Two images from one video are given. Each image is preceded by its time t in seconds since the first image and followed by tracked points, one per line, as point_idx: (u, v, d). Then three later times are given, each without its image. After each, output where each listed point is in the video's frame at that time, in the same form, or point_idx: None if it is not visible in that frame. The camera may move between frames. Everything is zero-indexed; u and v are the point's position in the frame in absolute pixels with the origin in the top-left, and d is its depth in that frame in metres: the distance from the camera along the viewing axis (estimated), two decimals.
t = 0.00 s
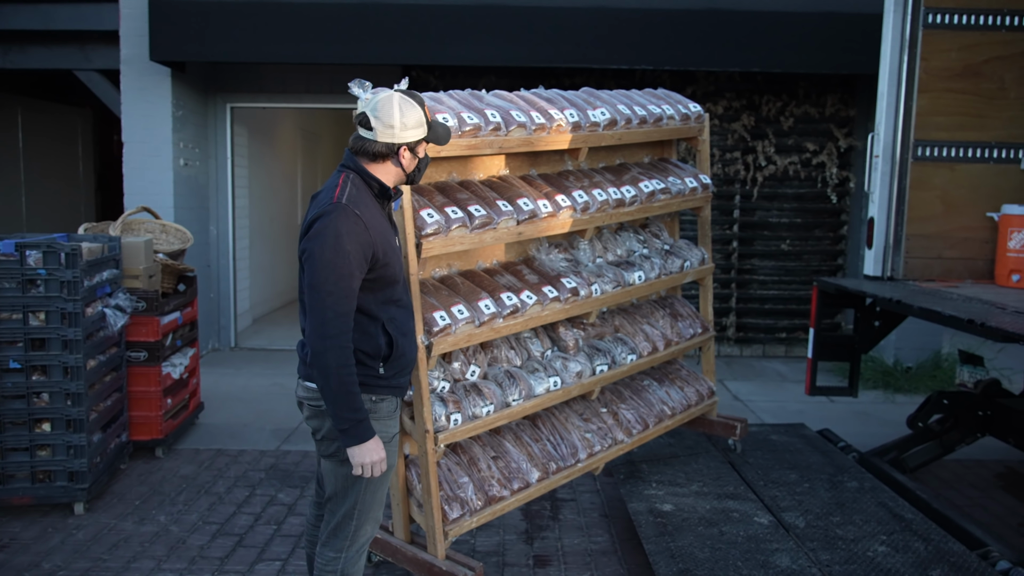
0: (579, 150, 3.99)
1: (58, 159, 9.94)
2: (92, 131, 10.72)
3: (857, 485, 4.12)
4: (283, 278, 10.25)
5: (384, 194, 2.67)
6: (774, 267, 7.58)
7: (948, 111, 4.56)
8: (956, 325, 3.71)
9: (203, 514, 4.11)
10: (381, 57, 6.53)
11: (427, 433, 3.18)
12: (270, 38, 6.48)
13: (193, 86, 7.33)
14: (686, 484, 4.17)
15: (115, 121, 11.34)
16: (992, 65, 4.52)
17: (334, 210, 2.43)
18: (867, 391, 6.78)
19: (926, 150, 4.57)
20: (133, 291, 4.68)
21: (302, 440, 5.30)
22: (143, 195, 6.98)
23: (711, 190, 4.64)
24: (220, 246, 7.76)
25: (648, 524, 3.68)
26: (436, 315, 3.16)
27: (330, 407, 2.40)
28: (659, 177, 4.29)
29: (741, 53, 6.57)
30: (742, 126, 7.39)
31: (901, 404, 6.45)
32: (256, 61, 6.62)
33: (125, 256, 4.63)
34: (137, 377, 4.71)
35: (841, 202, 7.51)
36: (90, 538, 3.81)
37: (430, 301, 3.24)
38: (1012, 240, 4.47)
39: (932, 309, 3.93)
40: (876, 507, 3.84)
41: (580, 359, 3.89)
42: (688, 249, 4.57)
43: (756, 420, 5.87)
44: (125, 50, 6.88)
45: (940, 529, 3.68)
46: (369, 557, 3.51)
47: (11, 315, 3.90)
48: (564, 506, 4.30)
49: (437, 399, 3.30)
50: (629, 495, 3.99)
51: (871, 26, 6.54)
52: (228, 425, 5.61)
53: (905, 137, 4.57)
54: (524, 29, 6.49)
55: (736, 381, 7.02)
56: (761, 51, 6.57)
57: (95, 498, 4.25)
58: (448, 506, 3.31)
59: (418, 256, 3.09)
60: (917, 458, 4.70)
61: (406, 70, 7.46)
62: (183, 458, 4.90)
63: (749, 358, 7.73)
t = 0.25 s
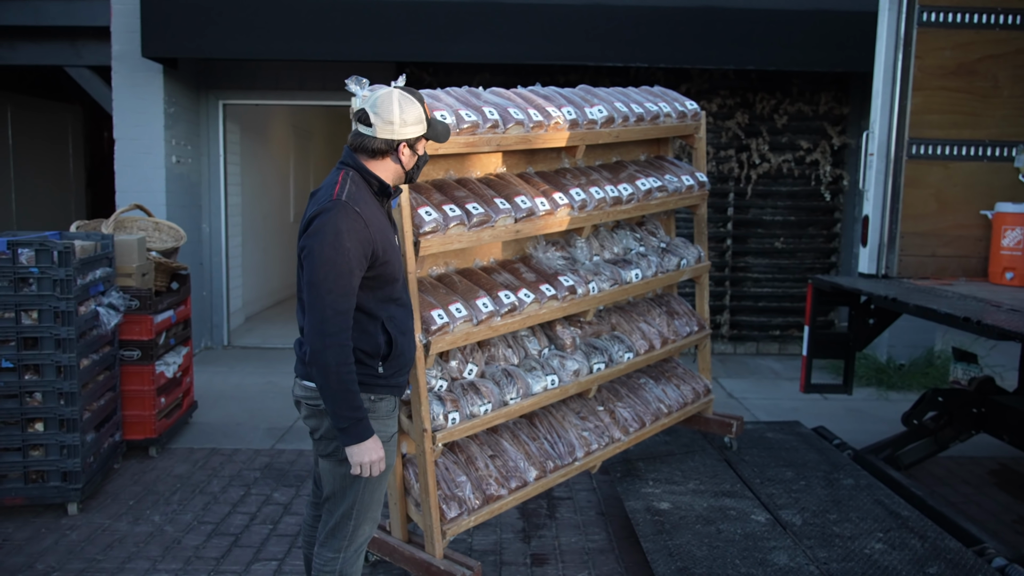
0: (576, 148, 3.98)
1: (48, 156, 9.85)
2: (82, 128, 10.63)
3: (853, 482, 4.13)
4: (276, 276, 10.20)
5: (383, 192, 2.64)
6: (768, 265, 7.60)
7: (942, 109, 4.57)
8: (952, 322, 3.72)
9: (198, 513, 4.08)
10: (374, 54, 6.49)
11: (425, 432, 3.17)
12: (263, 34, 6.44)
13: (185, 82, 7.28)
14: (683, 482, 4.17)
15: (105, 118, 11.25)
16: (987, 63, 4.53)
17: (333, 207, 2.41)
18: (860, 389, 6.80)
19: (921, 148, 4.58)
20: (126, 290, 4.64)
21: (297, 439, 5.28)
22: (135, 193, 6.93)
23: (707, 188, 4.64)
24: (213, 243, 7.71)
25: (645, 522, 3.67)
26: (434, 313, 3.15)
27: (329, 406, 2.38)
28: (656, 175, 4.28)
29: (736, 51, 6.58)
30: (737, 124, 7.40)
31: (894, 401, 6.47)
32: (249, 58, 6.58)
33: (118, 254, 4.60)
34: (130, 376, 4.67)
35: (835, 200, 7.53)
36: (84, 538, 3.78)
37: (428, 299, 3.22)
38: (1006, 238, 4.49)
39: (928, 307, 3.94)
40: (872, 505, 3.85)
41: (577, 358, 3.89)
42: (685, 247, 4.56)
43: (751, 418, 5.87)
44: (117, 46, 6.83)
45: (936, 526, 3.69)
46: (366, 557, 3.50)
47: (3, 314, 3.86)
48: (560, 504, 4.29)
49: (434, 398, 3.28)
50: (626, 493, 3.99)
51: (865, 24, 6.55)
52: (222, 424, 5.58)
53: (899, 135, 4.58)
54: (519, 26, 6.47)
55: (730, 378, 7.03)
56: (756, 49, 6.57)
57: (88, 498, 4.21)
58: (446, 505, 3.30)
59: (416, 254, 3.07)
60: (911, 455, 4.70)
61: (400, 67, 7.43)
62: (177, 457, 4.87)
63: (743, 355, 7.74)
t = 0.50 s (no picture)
0: (576, 147, 3.97)
1: (41, 156, 9.80)
2: (76, 128, 10.58)
3: (852, 480, 4.13)
4: (271, 276, 10.17)
5: (387, 190, 2.63)
6: (765, 263, 7.60)
7: (939, 107, 4.58)
8: (951, 320, 3.72)
9: (197, 515, 4.06)
10: (370, 53, 6.47)
11: (426, 432, 3.16)
12: (259, 33, 6.41)
13: (180, 81, 7.25)
14: (683, 480, 4.17)
15: (99, 117, 11.18)
16: (983, 61, 4.54)
17: (336, 205, 2.40)
18: (857, 387, 6.82)
19: (918, 146, 4.59)
20: (123, 290, 4.62)
21: (295, 440, 5.26)
22: (130, 193, 6.89)
23: (706, 187, 4.63)
24: (208, 243, 7.68)
25: (646, 521, 3.67)
26: (435, 312, 3.14)
27: (329, 405, 2.37)
28: (655, 174, 4.28)
29: (733, 50, 6.58)
30: (733, 122, 7.40)
31: (891, 399, 6.49)
32: (245, 57, 6.55)
33: (114, 255, 4.57)
34: (127, 377, 4.65)
35: (831, 199, 7.55)
36: (82, 540, 3.75)
37: (429, 299, 3.21)
38: (1003, 236, 4.50)
39: (926, 304, 3.94)
40: (872, 502, 3.86)
41: (577, 357, 3.88)
42: (684, 246, 4.56)
43: (749, 416, 5.88)
44: (111, 45, 6.79)
45: (936, 524, 3.70)
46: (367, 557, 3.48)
47: None
48: (560, 503, 4.29)
49: (435, 397, 3.27)
50: (626, 492, 3.99)
51: (861, 23, 6.56)
52: (219, 424, 5.55)
53: (897, 134, 4.58)
54: (516, 25, 6.46)
55: (727, 377, 7.04)
56: (752, 48, 6.58)
57: (86, 500, 4.19)
58: (447, 505, 3.29)
59: (417, 253, 3.06)
60: (909, 453, 4.73)
61: (396, 66, 7.41)
62: (175, 458, 4.84)
63: (740, 354, 7.75)
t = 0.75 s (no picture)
0: (578, 146, 3.97)
1: (40, 155, 9.78)
2: (75, 127, 10.56)
3: (854, 479, 4.14)
4: (271, 276, 10.16)
5: (391, 189, 2.63)
6: (765, 263, 7.61)
7: (939, 106, 4.58)
8: (953, 319, 3.72)
9: (198, 514, 4.06)
10: (370, 52, 6.46)
11: (429, 432, 3.16)
12: (259, 32, 6.41)
13: (179, 81, 7.24)
14: (685, 479, 4.17)
15: (98, 117, 11.14)
16: (983, 61, 4.54)
17: (341, 202, 2.40)
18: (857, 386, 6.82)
19: (918, 145, 4.59)
20: (124, 289, 4.61)
21: (296, 439, 5.25)
22: (129, 192, 6.88)
23: (707, 186, 4.63)
24: (208, 243, 7.68)
25: (649, 520, 3.67)
26: (438, 312, 3.13)
27: (335, 402, 2.37)
28: (657, 173, 4.28)
29: (733, 49, 6.58)
30: (733, 122, 7.40)
31: (891, 398, 6.49)
32: (245, 56, 6.55)
33: (115, 254, 4.56)
34: (128, 377, 4.64)
35: (831, 198, 7.55)
36: (83, 540, 3.74)
37: (432, 298, 3.21)
38: (1003, 235, 4.50)
39: (927, 303, 3.95)
40: (874, 501, 3.86)
41: (580, 356, 3.88)
42: (685, 245, 4.56)
43: (750, 415, 5.88)
44: (111, 44, 6.77)
45: (938, 522, 3.70)
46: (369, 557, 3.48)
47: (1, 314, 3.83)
48: (562, 502, 4.29)
49: (438, 397, 3.27)
50: (629, 491, 3.98)
51: (861, 22, 6.57)
52: (220, 424, 5.55)
53: (897, 133, 4.58)
54: (516, 24, 6.46)
55: (728, 376, 7.04)
56: (752, 47, 6.58)
57: (87, 500, 4.18)
58: (450, 505, 3.29)
59: (421, 252, 3.06)
60: (910, 452, 4.74)
61: (396, 66, 7.41)
62: (175, 458, 4.84)
63: (740, 353, 7.76)
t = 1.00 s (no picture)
0: (575, 147, 3.97)
1: (35, 154, 9.75)
2: (70, 127, 10.53)
3: (851, 480, 4.15)
4: (267, 276, 10.14)
5: (390, 190, 2.63)
6: (761, 264, 7.63)
7: (935, 108, 4.60)
8: (949, 321, 3.73)
9: (195, 516, 4.05)
10: (367, 52, 6.46)
11: (427, 433, 3.16)
12: (255, 32, 6.39)
13: (175, 80, 7.22)
14: (682, 480, 4.17)
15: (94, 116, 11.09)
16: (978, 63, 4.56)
17: (341, 204, 2.39)
18: (853, 387, 6.84)
19: (914, 147, 4.61)
20: (120, 290, 4.60)
21: (292, 440, 5.25)
22: (125, 192, 6.86)
23: (704, 188, 4.64)
24: (204, 243, 7.66)
25: (646, 521, 3.67)
26: (436, 313, 3.13)
27: (334, 404, 2.36)
28: (654, 174, 4.29)
29: (729, 50, 6.59)
30: (729, 123, 7.42)
31: (886, 399, 6.51)
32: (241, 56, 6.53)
33: (111, 255, 4.55)
34: (123, 377, 4.63)
35: (826, 199, 7.57)
36: (79, 541, 3.73)
37: (429, 299, 3.20)
38: (998, 237, 4.52)
39: (922, 305, 3.96)
40: (870, 502, 3.87)
41: (577, 357, 3.88)
42: (682, 246, 4.56)
43: (746, 416, 5.90)
44: (106, 43, 6.76)
45: (934, 523, 3.71)
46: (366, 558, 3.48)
47: None
48: (559, 503, 4.29)
49: (436, 398, 3.27)
50: (625, 492, 3.99)
51: (857, 24, 6.58)
52: (216, 425, 5.54)
53: (893, 135, 4.60)
54: (513, 25, 6.46)
55: (723, 377, 7.05)
56: (749, 49, 6.59)
57: (82, 501, 4.17)
58: (447, 506, 3.29)
59: (418, 253, 3.06)
60: (906, 453, 4.72)
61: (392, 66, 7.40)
62: (171, 459, 4.83)
63: (736, 354, 7.77)
